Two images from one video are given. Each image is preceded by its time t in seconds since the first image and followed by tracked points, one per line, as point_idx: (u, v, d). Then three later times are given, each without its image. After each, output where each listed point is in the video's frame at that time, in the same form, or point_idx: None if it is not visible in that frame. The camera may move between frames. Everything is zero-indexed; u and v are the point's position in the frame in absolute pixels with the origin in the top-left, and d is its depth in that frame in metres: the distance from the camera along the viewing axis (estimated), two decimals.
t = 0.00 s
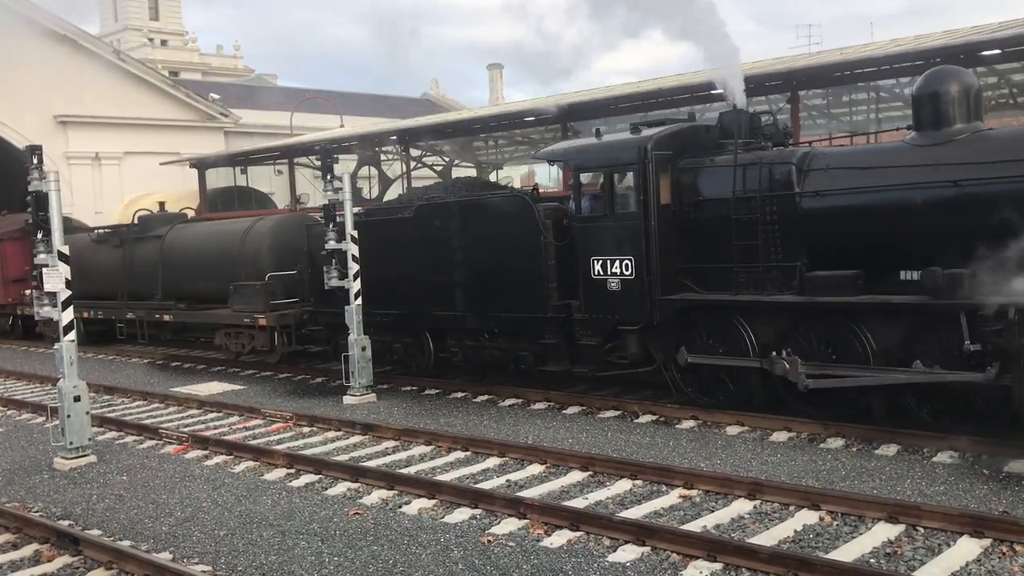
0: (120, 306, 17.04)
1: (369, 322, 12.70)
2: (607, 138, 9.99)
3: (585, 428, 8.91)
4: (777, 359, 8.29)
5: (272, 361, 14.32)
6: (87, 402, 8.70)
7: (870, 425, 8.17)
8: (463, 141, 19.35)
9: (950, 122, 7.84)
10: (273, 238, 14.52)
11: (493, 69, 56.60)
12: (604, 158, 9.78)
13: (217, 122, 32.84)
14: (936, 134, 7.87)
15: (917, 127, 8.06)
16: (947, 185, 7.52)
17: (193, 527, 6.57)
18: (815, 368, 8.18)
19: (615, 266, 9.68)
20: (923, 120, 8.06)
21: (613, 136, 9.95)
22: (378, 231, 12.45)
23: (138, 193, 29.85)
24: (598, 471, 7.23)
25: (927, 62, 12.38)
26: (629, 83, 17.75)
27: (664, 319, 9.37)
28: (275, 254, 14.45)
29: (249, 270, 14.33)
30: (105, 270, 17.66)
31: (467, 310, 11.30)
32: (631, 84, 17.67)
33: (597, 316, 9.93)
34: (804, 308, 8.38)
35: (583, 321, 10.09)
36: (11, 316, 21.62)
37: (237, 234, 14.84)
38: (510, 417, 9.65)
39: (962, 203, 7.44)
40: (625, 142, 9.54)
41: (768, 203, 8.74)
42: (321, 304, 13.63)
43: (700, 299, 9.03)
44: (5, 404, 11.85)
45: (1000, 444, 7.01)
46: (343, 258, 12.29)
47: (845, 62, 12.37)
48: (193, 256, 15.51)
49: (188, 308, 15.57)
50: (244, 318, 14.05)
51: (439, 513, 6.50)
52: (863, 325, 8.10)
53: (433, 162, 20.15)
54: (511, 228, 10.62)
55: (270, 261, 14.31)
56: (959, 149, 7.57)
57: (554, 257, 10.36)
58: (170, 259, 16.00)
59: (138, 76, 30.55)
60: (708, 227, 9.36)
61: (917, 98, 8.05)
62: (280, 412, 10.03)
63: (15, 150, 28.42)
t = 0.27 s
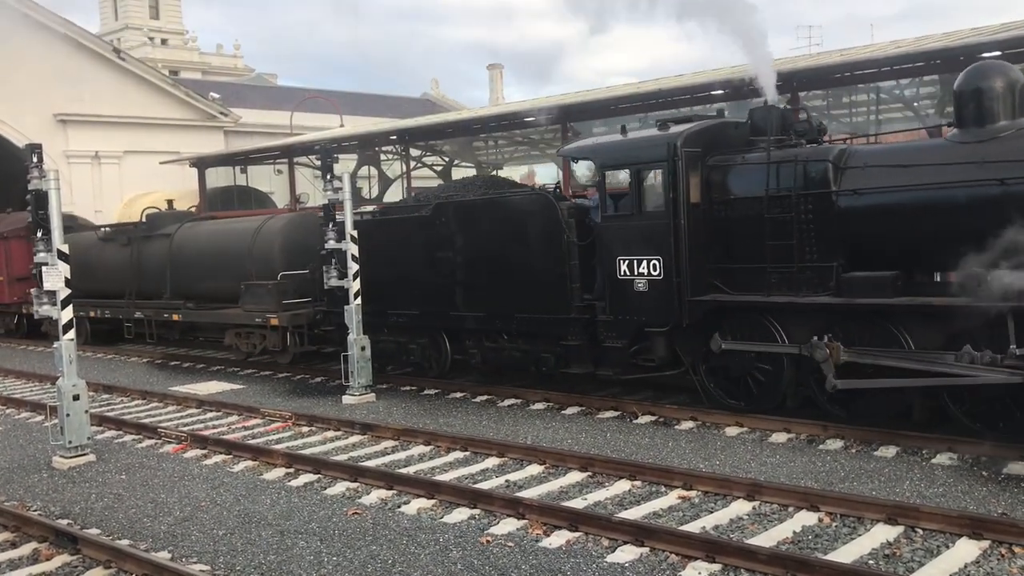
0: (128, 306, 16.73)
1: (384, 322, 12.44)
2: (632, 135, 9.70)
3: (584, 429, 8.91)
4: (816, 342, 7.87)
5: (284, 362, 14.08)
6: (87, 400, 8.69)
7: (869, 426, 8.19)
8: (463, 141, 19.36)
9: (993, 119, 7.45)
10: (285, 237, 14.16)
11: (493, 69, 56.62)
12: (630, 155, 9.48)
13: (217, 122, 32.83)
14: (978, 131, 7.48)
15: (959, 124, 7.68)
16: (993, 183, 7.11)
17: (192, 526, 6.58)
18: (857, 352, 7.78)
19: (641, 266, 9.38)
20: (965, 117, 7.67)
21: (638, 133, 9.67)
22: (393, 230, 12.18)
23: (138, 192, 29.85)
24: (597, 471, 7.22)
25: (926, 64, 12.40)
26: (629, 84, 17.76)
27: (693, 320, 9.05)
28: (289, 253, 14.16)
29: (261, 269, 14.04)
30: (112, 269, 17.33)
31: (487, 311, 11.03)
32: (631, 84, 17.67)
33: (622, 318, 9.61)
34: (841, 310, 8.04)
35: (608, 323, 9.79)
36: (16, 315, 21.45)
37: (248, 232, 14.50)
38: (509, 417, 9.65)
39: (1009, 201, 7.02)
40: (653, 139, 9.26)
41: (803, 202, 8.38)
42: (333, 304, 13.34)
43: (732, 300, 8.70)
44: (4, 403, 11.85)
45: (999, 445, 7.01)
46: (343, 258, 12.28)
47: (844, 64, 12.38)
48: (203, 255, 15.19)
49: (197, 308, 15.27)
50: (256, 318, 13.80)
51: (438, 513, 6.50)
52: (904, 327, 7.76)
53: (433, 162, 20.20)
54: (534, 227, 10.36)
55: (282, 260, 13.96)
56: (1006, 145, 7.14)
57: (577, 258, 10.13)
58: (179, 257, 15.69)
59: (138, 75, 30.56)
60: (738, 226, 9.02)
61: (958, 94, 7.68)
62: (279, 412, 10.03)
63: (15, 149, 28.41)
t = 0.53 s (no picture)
0: (136, 305, 16.48)
1: (400, 322, 12.18)
2: (661, 131, 9.43)
3: (583, 429, 8.91)
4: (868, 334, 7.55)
5: (296, 363, 13.93)
6: (85, 399, 8.68)
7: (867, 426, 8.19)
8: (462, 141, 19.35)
9: None
10: (297, 237, 13.96)
11: (493, 69, 56.58)
12: (659, 151, 9.24)
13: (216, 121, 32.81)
14: None
15: (1002, 119, 7.30)
16: None
17: (190, 525, 6.57)
18: (912, 345, 7.45)
19: (670, 266, 9.11)
20: (1008, 111, 7.27)
21: (667, 129, 9.40)
22: (409, 228, 11.90)
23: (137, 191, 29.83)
24: (595, 471, 7.23)
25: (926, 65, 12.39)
26: (628, 84, 17.73)
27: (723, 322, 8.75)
28: (303, 253, 13.98)
29: (275, 269, 13.85)
30: (118, 268, 17.06)
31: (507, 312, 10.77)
32: (630, 84, 17.65)
33: (649, 319, 9.36)
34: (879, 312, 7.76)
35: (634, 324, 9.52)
36: (23, 314, 21.01)
37: (260, 232, 14.29)
38: (507, 416, 9.66)
39: None
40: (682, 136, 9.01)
41: (840, 200, 8.07)
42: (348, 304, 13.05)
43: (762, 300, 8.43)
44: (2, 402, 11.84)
45: (996, 445, 7.02)
46: (342, 257, 12.27)
47: (842, 65, 12.39)
48: (214, 255, 14.97)
49: (207, 308, 15.06)
50: (267, 318, 13.62)
51: (437, 513, 6.50)
52: (945, 331, 7.47)
53: (433, 163, 20.21)
54: (556, 226, 10.10)
55: (294, 260, 13.75)
56: None
57: (601, 257, 9.89)
58: (188, 256, 15.46)
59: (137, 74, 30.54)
60: (770, 226, 8.71)
61: (1000, 89, 7.29)
62: (277, 411, 10.03)
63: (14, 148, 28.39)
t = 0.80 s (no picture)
0: (142, 305, 15.93)
1: (415, 322, 11.94)
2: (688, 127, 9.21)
3: (582, 428, 8.91)
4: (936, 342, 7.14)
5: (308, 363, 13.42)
6: (83, 398, 8.67)
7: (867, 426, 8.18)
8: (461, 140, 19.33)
9: None
10: (309, 235, 13.50)
11: (492, 68, 56.54)
12: (689, 146, 9.00)
13: (215, 120, 32.78)
14: None
15: None
16: None
17: (189, 525, 6.56)
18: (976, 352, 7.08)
19: (701, 265, 8.86)
20: None
21: (695, 125, 9.18)
22: (425, 226, 11.70)
23: (135, 190, 29.78)
24: (594, 470, 7.23)
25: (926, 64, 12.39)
26: (627, 83, 17.72)
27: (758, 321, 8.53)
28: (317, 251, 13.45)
29: (288, 267, 13.33)
30: (124, 267, 16.49)
31: (529, 311, 10.52)
32: (629, 84, 17.64)
33: (678, 320, 9.10)
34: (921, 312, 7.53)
35: (663, 325, 9.25)
36: (27, 314, 20.61)
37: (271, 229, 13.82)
38: (506, 416, 9.65)
39: None
40: (712, 131, 8.78)
41: (881, 197, 7.87)
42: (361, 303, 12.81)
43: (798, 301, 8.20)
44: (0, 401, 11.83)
45: (995, 445, 7.03)
46: (339, 256, 12.24)
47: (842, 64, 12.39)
48: (222, 252, 14.46)
49: (215, 307, 14.53)
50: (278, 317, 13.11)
51: (435, 512, 6.50)
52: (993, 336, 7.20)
53: (432, 161, 20.14)
54: (581, 224, 9.86)
55: (306, 258, 13.29)
56: None
57: (627, 256, 9.63)
58: (197, 254, 14.91)
59: (135, 73, 30.50)
60: (805, 223, 8.50)
61: None
62: (276, 410, 10.02)
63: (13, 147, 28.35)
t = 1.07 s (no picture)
0: (151, 304, 15.72)
1: (432, 322, 11.66)
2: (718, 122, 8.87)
3: (581, 427, 8.90)
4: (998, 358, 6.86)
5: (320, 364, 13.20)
6: (81, 397, 8.67)
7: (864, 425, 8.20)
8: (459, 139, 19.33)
9: None
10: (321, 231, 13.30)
11: (490, 67, 56.54)
12: (719, 142, 8.66)
13: (214, 119, 32.76)
14: None
15: None
16: None
17: (187, 523, 6.56)
18: None
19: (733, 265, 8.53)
20: None
21: (727, 119, 8.86)
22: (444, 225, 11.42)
23: (134, 189, 29.76)
24: (592, 470, 7.23)
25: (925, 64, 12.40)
26: (626, 83, 17.72)
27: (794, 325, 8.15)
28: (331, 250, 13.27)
29: (302, 266, 13.16)
30: (133, 266, 16.29)
31: (550, 312, 10.22)
32: (628, 84, 17.64)
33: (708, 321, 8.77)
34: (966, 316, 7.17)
35: (691, 326, 8.92)
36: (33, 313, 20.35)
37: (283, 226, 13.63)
38: (505, 415, 9.64)
39: None
40: (743, 126, 8.44)
41: (923, 195, 7.54)
42: (376, 302, 12.52)
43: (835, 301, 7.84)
44: None
45: (992, 445, 7.04)
46: (339, 256, 12.17)
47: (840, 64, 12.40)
48: (233, 250, 14.29)
49: (226, 306, 14.41)
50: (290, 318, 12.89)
51: (433, 511, 6.50)
52: None
53: (430, 160, 20.09)
54: (606, 222, 9.55)
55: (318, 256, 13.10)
56: None
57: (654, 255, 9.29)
58: (208, 252, 14.73)
59: (134, 71, 30.48)
60: (841, 221, 8.17)
61: None
62: (274, 409, 10.01)
63: (11, 145, 28.32)
